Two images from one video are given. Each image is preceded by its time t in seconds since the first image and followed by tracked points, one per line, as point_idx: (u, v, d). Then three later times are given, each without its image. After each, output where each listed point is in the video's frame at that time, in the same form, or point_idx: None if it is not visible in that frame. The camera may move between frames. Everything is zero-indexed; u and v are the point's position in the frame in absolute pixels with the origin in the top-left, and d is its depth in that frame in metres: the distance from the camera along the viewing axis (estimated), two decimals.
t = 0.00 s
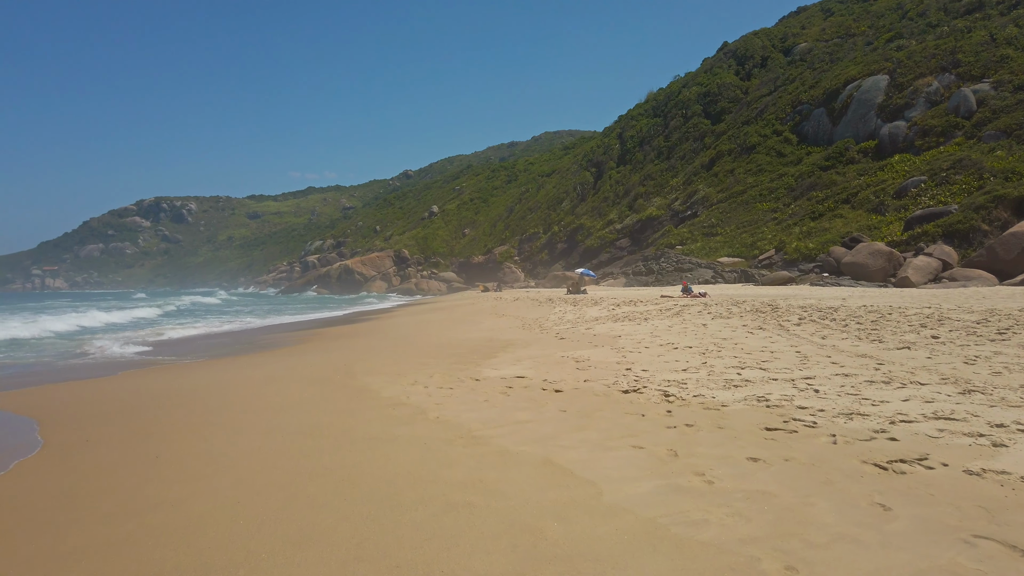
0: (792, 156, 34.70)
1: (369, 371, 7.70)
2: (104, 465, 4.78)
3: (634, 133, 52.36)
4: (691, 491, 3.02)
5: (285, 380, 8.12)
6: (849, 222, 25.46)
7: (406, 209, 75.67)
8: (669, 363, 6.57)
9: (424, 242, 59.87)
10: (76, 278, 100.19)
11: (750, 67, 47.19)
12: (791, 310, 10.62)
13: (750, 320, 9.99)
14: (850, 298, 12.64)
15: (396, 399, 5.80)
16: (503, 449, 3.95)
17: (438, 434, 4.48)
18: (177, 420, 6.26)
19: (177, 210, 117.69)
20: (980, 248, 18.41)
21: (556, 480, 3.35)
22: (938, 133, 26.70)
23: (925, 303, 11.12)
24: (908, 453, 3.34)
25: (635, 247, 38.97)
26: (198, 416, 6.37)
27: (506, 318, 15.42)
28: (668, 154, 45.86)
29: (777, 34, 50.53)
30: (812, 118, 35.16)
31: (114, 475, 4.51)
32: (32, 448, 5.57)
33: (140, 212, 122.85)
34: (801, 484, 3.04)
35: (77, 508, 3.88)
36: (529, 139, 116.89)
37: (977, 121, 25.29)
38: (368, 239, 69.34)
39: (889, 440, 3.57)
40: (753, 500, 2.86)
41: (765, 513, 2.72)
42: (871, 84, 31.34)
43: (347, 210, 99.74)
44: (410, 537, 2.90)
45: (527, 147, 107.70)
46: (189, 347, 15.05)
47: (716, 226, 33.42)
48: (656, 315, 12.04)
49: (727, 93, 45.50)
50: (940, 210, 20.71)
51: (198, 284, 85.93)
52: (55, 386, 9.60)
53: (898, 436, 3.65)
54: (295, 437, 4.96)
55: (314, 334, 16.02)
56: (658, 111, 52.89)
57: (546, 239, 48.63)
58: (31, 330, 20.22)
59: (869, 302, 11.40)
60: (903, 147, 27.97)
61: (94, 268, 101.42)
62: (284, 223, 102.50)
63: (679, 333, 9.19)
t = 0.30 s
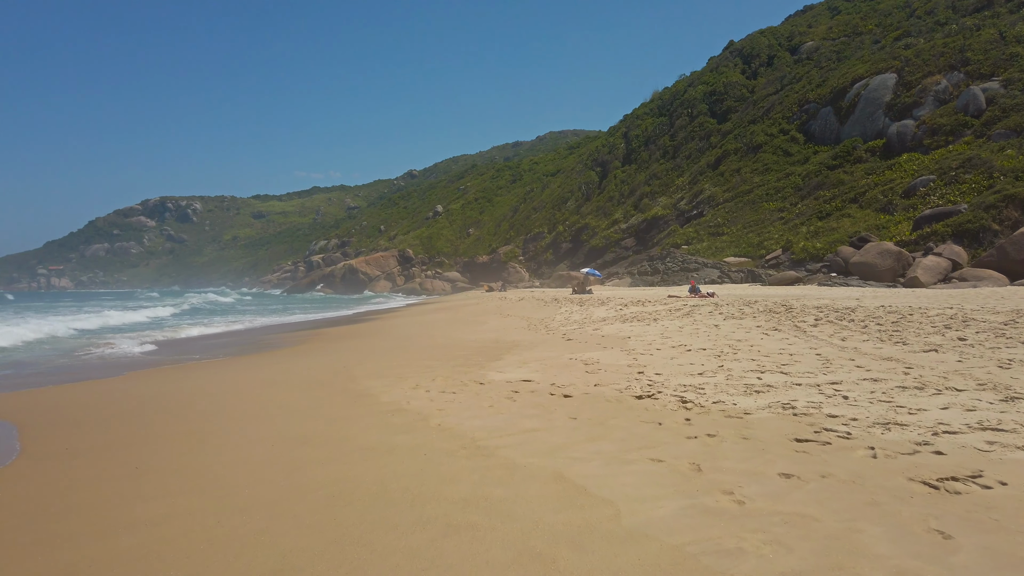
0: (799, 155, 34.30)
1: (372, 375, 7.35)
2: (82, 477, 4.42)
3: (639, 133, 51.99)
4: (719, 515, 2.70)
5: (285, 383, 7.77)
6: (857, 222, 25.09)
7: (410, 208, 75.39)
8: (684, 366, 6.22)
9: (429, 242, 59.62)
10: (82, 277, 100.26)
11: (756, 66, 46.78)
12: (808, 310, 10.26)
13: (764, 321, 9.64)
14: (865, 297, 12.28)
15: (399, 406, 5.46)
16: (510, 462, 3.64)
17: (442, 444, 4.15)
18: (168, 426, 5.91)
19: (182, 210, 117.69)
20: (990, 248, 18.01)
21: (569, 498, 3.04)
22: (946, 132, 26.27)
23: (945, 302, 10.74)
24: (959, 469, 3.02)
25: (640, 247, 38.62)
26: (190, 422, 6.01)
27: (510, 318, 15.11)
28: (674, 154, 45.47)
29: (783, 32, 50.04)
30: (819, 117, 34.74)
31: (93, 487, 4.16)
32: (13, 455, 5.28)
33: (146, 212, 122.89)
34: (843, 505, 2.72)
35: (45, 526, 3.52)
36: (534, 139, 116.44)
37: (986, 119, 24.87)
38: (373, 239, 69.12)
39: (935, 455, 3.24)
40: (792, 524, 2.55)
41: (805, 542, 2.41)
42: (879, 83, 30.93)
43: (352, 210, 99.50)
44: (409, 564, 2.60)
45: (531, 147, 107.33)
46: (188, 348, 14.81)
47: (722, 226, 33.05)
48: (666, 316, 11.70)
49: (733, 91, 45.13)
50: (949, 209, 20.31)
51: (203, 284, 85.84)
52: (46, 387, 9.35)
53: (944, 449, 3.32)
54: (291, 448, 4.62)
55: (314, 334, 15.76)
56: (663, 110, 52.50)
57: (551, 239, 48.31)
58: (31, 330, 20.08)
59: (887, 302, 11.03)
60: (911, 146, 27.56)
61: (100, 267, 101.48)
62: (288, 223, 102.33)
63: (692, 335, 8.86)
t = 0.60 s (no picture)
0: (802, 155, 33.91)
1: (369, 380, 6.96)
2: (49, 494, 3.99)
3: (641, 132, 51.61)
4: (764, 555, 2.36)
5: (278, 388, 7.36)
6: (861, 222, 24.74)
7: (411, 208, 75.00)
8: (700, 373, 5.85)
9: (430, 242, 59.27)
10: (83, 278, 99.93)
11: (758, 65, 46.40)
12: (822, 312, 9.89)
13: (778, 323, 9.28)
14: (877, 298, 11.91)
15: (399, 415, 5.08)
16: (521, 484, 3.29)
17: (446, 462, 3.78)
18: (148, 434, 5.49)
19: (183, 210, 117.39)
20: (996, 248, 17.64)
21: (590, 530, 2.70)
22: (950, 131, 25.89)
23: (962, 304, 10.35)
24: None
25: (642, 247, 38.26)
26: (175, 430, 5.59)
27: (511, 320, 14.76)
28: (676, 153, 45.09)
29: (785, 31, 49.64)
30: (822, 117, 34.35)
31: (59, 506, 3.73)
32: None
33: (147, 212, 122.57)
34: (904, 544, 2.38)
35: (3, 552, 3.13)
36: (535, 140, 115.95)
37: (991, 118, 24.49)
38: (374, 239, 68.78)
39: (996, 480, 2.89)
40: (851, 569, 2.21)
41: None
42: (883, 82, 30.45)
43: (353, 210, 99.18)
44: None
45: (532, 147, 107.06)
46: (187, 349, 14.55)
47: (725, 226, 32.70)
48: (674, 318, 11.32)
49: (735, 91, 44.81)
50: (954, 208, 19.94)
51: (204, 284, 85.51)
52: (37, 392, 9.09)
53: (1006, 473, 2.96)
54: (281, 461, 4.23)
55: (312, 336, 15.44)
56: (665, 109, 52.13)
57: (552, 239, 47.95)
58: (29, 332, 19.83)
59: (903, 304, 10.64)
60: (916, 146, 27.18)
61: (101, 268, 101.18)
62: (289, 223, 101.94)
63: (704, 338, 8.50)
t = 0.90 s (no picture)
0: (831, 152, 33.16)
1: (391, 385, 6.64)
2: (49, 515, 3.70)
3: (665, 130, 51.01)
4: None
5: (297, 393, 7.06)
6: (892, 220, 24.07)
7: (434, 208, 74.90)
8: (745, 379, 5.47)
9: (452, 241, 59.10)
10: (111, 277, 101.23)
11: (784, 61, 45.62)
12: (865, 313, 9.43)
13: (818, 326, 8.84)
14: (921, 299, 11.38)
15: (424, 425, 4.75)
16: (562, 508, 2.96)
17: (476, 480, 3.46)
18: (160, 445, 5.19)
19: (209, 210, 118.49)
20: None
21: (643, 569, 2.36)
22: (985, 127, 25.10)
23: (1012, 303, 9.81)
24: None
25: (666, 246, 37.74)
26: (189, 439, 5.30)
27: (536, 320, 14.44)
28: (700, 151, 44.45)
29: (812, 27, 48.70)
30: (850, 113, 33.56)
31: (57, 532, 3.43)
32: None
33: (174, 212, 123.97)
34: None
35: None
36: (557, 138, 115.33)
37: None
38: (396, 239, 68.80)
39: None
40: None
41: None
42: (913, 77, 29.41)
43: (377, 210, 99.32)
44: None
45: (554, 147, 106.51)
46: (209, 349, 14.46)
47: (751, 225, 32.11)
48: (708, 319, 10.89)
49: (761, 88, 44.06)
50: (990, 206, 19.24)
51: (229, 284, 86.12)
52: (60, 393, 8.99)
53: None
54: (300, 479, 3.91)
55: (334, 336, 15.25)
56: (689, 107, 51.48)
57: (575, 238, 47.52)
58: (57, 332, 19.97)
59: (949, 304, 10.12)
60: (948, 142, 26.39)
61: (128, 267, 102.39)
62: (313, 223, 102.37)
63: (743, 341, 8.11)
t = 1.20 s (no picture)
0: (838, 151, 32.73)
1: (390, 389, 6.31)
2: (16, 525, 3.37)
3: (671, 130, 50.59)
4: None
5: (292, 397, 6.72)
6: (901, 219, 23.67)
7: (440, 208, 74.60)
8: (764, 382, 5.14)
9: (457, 241, 58.80)
10: (117, 277, 101.33)
11: (792, 60, 45.17)
12: (883, 313, 9.07)
13: (836, 326, 8.49)
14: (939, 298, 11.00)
15: (422, 433, 4.42)
16: (572, 530, 2.66)
17: (476, 496, 3.15)
18: (136, 452, 4.82)
19: (215, 211, 118.52)
20: None
21: None
22: (995, 126, 24.65)
23: None
24: None
25: (672, 246, 37.39)
26: (169, 447, 4.93)
27: (541, 320, 14.11)
28: (707, 151, 44.02)
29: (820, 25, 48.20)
30: (858, 112, 33.11)
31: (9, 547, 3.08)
32: None
33: (180, 213, 124.12)
34: None
35: None
36: (563, 138, 114.74)
37: None
38: (402, 239, 68.58)
39: None
40: None
41: None
42: (923, 76, 29.19)
43: (382, 210, 99.08)
44: None
45: (560, 147, 106.05)
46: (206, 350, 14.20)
47: (758, 225, 31.75)
48: (720, 319, 10.53)
49: (768, 87, 43.62)
50: (1002, 205, 18.82)
51: (234, 284, 86.04)
52: (52, 396, 8.74)
53: None
54: (283, 492, 3.57)
55: (335, 336, 14.98)
56: (695, 107, 51.05)
57: (580, 238, 47.18)
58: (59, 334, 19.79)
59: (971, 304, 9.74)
60: (958, 141, 25.92)
61: (135, 267, 102.48)
62: (318, 223, 102.16)
63: (758, 342, 7.76)
